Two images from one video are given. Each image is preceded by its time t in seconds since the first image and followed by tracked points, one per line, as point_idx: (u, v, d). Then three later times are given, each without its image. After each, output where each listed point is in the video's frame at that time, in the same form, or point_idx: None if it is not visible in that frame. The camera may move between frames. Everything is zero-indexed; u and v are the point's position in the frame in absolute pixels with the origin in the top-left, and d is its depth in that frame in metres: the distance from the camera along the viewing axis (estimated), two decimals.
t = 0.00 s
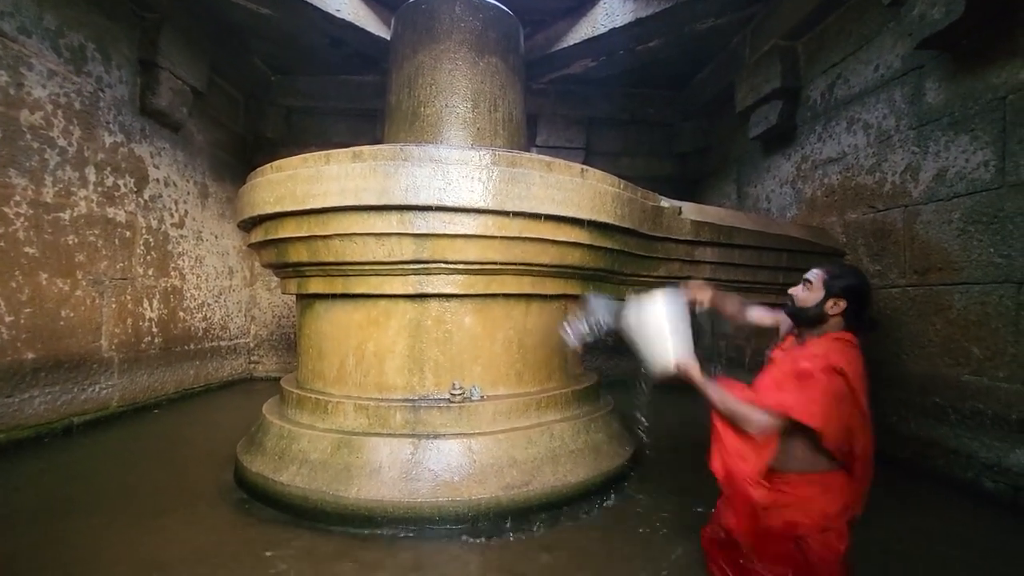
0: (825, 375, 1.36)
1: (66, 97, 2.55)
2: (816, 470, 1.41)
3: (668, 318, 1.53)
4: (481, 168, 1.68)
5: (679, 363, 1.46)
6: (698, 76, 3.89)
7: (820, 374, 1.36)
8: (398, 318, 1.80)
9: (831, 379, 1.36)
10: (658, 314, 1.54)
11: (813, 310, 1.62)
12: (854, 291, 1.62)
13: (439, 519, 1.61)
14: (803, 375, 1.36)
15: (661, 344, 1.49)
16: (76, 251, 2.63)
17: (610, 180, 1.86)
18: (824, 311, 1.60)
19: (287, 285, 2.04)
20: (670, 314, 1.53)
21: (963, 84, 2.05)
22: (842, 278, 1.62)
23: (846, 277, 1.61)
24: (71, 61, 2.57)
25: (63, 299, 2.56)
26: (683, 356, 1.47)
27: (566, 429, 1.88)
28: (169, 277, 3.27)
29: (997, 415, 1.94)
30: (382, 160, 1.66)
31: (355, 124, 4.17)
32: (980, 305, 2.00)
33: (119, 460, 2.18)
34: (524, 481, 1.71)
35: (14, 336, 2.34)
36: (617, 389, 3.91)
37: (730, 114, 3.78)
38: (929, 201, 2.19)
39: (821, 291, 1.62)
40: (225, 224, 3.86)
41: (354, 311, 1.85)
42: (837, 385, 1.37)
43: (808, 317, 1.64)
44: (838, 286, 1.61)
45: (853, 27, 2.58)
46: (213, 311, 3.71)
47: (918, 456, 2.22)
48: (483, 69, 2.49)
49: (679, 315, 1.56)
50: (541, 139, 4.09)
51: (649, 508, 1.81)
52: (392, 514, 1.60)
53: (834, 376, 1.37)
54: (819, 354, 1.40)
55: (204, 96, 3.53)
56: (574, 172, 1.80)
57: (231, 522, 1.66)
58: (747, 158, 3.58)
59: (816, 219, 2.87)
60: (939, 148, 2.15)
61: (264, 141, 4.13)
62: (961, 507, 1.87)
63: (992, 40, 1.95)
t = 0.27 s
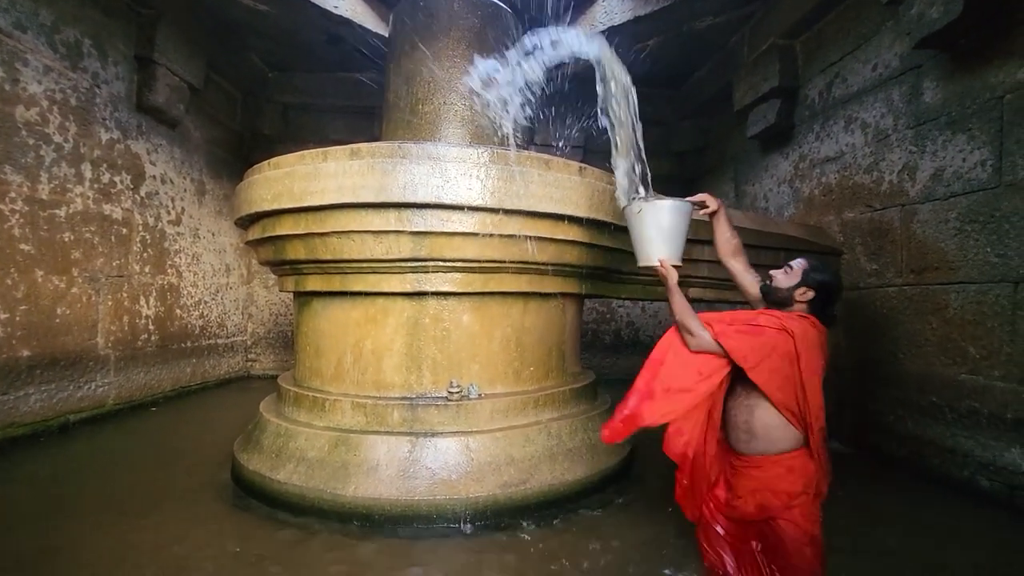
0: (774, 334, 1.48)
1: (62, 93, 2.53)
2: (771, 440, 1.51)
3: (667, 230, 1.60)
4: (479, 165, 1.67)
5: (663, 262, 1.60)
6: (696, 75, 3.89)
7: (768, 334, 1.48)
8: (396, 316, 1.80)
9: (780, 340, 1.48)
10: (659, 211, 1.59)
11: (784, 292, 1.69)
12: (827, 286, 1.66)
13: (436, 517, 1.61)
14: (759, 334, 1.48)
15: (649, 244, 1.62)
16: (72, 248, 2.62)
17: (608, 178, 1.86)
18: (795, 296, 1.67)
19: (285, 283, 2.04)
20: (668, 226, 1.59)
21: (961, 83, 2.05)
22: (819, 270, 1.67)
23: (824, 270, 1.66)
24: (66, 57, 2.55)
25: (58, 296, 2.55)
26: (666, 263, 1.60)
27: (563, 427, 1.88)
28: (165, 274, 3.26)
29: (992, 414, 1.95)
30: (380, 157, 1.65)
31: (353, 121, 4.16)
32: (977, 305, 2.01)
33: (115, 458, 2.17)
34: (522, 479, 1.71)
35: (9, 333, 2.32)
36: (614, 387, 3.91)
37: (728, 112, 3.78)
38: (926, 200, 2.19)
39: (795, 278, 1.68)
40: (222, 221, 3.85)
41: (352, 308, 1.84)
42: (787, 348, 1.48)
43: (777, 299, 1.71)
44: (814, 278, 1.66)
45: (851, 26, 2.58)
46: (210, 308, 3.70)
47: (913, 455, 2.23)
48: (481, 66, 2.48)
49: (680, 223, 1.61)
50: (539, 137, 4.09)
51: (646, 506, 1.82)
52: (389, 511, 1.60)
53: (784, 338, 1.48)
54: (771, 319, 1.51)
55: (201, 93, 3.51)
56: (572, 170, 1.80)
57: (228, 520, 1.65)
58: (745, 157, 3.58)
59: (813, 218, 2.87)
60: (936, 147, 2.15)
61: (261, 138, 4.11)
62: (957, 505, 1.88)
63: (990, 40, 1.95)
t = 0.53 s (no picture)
0: (778, 313, 1.47)
1: (59, 92, 2.53)
2: (767, 415, 1.48)
3: (647, 262, 1.59)
4: (478, 165, 1.67)
5: (658, 292, 1.57)
6: (695, 74, 3.89)
7: (772, 312, 1.47)
8: (394, 315, 1.80)
9: (783, 319, 1.47)
10: (635, 246, 1.58)
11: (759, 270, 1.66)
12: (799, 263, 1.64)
13: (435, 516, 1.61)
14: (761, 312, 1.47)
15: (638, 281, 1.59)
16: (69, 247, 2.62)
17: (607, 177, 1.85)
18: (769, 271, 1.64)
19: (283, 282, 2.03)
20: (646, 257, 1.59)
21: (958, 83, 2.06)
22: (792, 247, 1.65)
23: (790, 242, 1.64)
24: (63, 55, 2.54)
25: (56, 295, 2.54)
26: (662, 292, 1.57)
27: (562, 426, 1.89)
28: (163, 273, 3.25)
29: (989, 413, 1.96)
30: (378, 157, 1.65)
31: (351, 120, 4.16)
32: (973, 304, 2.02)
33: (114, 458, 2.17)
34: (520, 478, 1.71)
35: (6, 333, 2.32)
36: (612, 386, 3.92)
37: (727, 112, 3.79)
38: (923, 200, 2.20)
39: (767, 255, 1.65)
40: (220, 220, 3.84)
41: (350, 308, 1.84)
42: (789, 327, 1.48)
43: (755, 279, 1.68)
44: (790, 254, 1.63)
45: (850, 25, 2.58)
46: (208, 308, 3.69)
47: (911, 454, 2.24)
48: (480, 65, 2.48)
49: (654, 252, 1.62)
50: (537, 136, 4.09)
51: (644, 505, 1.82)
52: (388, 511, 1.61)
53: (786, 316, 1.48)
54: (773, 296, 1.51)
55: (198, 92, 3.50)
56: (571, 169, 1.80)
57: (227, 520, 1.65)
58: (744, 156, 3.58)
59: (812, 217, 2.87)
60: (934, 147, 2.16)
61: (259, 137, 4.11)
62: (954, 503, 1.89)
63: (988, 40, 1.95)
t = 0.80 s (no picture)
0: (769, 308, 1.45)
1: (54, 91, 2.51)
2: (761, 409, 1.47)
3: (646, 290, 1.54)
4: (476, 165, 1.67)
5: (659, 322, 1.52)
6: (692, 73, 3.89)
7: (762, 307, 1.45)
8: (392, 316, 1.80)
9: (775, 314, 1.45)
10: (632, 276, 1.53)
11: (735, 270, 1.72)
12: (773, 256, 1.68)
13: (434, 516, 1.62)
14: (751, 308, 1.46)
15: (637, 311, 1.53)
16: (65, 248, 2.61)
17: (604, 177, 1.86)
18: (746, 271, 1.70)
19: (281, 282, 2.03)
20: (641, 284, 1.54)
21: (954, 82, 2.06)
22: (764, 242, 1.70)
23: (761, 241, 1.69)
24: (58, 55, 2.53)
25: (52, 296, 2.53)
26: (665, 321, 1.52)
27: (560, 425, 1.89)
28: (160, 274, 3.24)
29: (985, 410, 1.97)
30: (376, 157, 1.65)
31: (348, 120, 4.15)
32: (970, 302, 2.03)
33: (111, 459, 2.17)
34: (519, 478, 1.71)
35: (2, 334, 2.31)
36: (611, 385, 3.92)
37: (724, 110, 3.79)
38: (920, 199, 2.20)
39: (741, 256, 1.70)
40: (217, 220, 3.83)
41: (348, 308, 1.84)
42: (783, 321, 1.45)
43: (735, 277, 1.72)
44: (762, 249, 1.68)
45: (847, 24, 2.58)
46: (206, 308, 3.69)
47: (907, 451, 2.24)
48: (478, 64, 2.47)
49: (650, 278, 1.57)
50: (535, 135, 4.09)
51: (642, 504, 1.82)
52: (387, 511, 1.61)
53: (778, 310, 1.46)
54: (763, 291, 1.50)
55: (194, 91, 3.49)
56: (569, 169, 1.80)
57: (225, 520, 1.65)
58: (741, 155, 3.59)
59: (809, 216, 2.88)
60: (930, 146, 2.16)
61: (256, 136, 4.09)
62: (950, 501, 1.90)
63: (984, 39, 1.96)
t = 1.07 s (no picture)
0: (763, 312, 1.46)
1: (50, 92, 2.50)
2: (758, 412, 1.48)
3: (635, 328, 1.59)
4: (473, 166, 1.67)
5: (651, 358, 1.55)
6: (689, 74, 3.90)
7: (756, 311, 1.46)
8: (389, 317, 1.80)
9: (769, 317, 1.46)
10: (620, 318, 1.59)
11: (730, 275, 1.72)
12: (763, 253, 1.68)
13: (432, 518, 1.61)
14: (745, 312, 1.47)
15: (629, 351, 1.58)
16: (61, 249, 2.59)
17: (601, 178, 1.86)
18: (741, 274, 1.69)
19: (278, 284, 2.03)
20: (630, 321, 1.59)
21: (950, 83, 2.07)
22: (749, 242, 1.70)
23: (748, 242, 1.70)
24: (53, 56, 2.52)
25: (48, 298, 2.52)
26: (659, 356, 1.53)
27: (558, 427, 1.89)
28: (156, 275, 3.23)
29: (981, 410, 1.98)
30: (373, 158, 1.65)
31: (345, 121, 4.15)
32: (965, 303, 2.04)
33: (107, 462, 2.15)
34: (517, 479, 1.71)
35: None
36: (608, 386, 3.93)
37: (720, 111, 3.80)
38: (916, 200, 2.21)
39: (734, 262, 1.70)
40: (213, 221, 3.82)
41: (345, 310, 1.84)
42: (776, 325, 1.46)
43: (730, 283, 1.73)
44: (750, 249, 1.68)
45: (843, 25, 2.59)
46: (202, 309, 3.68)
47: (904, 451, 2.25)
48: (475, 66, 2.48)
49: (638, 316, 1.62)
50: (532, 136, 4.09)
51: (641, 505, 1.82)
52: (385, 513, 1.60)
53: (772, 312, 1.47)
54: (755, 294, 1.51)
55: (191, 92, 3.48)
56: (566, 170, 1.80)
57: (222, 523, 1.65)
58: (738, 156, 3.60)
59: (805, 217, 2.89)
60: (926, 147, 2.17)
61: (253, 137, 4.09)
62: (947, 500, 1.91)
63: (978, 41, 1.97)
